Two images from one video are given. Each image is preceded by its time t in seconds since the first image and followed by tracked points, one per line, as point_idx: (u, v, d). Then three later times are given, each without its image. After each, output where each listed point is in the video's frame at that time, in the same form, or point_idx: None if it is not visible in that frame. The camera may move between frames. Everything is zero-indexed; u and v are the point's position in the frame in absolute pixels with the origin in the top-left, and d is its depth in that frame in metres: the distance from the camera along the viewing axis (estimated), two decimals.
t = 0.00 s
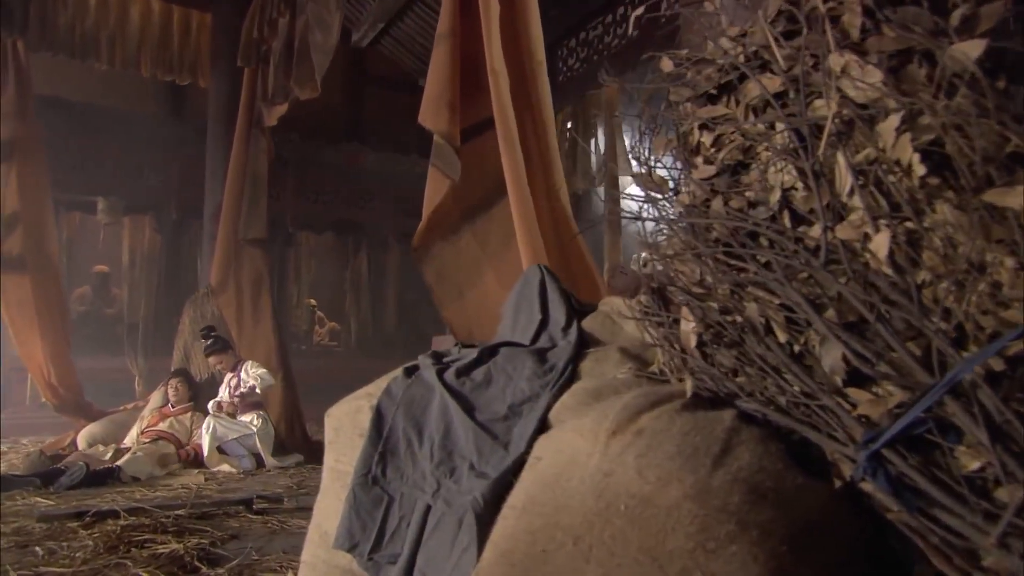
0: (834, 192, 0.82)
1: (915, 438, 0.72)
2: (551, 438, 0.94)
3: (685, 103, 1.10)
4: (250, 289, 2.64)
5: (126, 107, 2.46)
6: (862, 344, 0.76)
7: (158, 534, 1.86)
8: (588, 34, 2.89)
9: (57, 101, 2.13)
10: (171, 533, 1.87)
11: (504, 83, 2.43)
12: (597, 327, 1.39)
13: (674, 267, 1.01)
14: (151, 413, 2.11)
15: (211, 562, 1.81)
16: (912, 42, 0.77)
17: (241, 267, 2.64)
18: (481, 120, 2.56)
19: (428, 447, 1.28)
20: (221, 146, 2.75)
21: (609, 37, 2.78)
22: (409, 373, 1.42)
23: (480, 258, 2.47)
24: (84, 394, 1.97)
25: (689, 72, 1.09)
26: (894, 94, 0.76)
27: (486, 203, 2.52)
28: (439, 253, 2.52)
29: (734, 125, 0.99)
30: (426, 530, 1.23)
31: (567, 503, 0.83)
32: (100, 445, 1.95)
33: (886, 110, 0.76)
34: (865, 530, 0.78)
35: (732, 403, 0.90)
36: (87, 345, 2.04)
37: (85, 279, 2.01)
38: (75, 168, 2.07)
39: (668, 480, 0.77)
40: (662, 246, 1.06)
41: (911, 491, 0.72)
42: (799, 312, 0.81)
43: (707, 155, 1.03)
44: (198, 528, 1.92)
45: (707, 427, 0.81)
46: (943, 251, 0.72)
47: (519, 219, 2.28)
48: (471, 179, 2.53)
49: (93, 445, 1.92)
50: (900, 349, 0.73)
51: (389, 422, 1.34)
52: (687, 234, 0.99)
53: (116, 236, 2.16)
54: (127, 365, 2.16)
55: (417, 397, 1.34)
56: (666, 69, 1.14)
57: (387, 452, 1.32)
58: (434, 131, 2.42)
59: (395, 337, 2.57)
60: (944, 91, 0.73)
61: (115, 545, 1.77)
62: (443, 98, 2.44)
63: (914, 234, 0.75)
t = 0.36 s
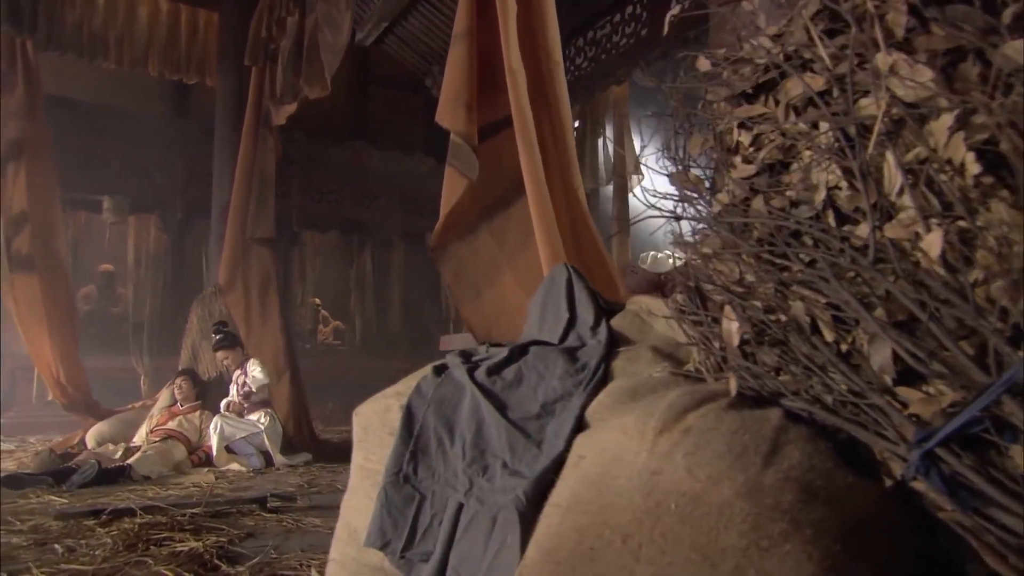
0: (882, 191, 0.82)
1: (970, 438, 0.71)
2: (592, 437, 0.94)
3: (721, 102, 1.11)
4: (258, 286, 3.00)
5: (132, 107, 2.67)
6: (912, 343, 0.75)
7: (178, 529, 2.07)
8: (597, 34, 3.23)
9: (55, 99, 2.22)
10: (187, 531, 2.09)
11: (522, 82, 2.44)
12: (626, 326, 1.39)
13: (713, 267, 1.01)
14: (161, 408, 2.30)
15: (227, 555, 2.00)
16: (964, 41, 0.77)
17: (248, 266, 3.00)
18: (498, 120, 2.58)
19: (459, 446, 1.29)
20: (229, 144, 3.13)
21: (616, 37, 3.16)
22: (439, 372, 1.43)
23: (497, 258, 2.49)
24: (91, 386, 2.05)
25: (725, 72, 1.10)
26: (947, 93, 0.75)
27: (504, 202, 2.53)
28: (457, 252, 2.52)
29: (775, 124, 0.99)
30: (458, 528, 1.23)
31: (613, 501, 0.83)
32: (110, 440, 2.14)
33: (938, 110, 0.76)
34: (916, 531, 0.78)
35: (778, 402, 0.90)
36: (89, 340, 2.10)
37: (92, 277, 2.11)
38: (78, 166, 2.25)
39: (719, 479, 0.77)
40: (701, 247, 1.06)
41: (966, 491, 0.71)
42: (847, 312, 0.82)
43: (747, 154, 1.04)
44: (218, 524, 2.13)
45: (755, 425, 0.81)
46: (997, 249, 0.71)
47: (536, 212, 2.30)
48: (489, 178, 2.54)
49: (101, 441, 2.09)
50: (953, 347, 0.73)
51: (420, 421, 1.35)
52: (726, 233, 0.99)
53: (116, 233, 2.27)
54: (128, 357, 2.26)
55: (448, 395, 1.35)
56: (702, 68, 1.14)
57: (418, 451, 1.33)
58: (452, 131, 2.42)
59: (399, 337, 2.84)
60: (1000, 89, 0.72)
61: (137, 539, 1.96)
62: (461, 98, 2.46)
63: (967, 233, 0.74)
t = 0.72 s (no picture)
0: (931, 192, 0.82)
1: None
2: (635, 437, 0.95)
3: (758, 102, 1.11)
4: (264, 280, 3.84)
5: (134, 106, 3.68)
6: (968, 343, 0.75)
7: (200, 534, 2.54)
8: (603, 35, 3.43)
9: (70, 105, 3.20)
10: (206, 531, 2.57)
11: (539, 81, 2.44)
12: (656, 326, 1.40)
13: (754, 267, 1.02)
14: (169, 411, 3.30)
15: (249, 559, 2.31)
16: (1018, 40, 0.76)
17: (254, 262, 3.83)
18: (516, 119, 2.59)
19: (491, 446, 1.29)
20: (236, 143, 3.95)
21: (624, 35, 3.38)
22: (469, 372, 1.43)
23: (516, 257, 2.49)
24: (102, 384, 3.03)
25: (763, 73, 1.10)
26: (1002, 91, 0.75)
27: (522, 202, 2.53)
28: (474, 252, 2.54)
29: (817, 125, 0.99)
30: (491, 527, 1.24)
31: (661, 500, 0.84)
32: (121, 444, 3.01)
33: (992, 109, 0.75)
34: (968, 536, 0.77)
35: (824, 402, 0.91)
36: (97, 337, 3.15)
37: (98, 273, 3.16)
38: (87, 170, 3.34)
39: (772, 478, 0.77)
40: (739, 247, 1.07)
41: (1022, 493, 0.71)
42: (897, 311, 0.81)
43: (788, 154, 1.04)
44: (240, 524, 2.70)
45: (804, 425, 0.81)
46: None
47: (554, 209, 2.30)
48: (506, 178, 2.55)
49: (110, 443, 2.93)
50: (1010, 347, 0.72)
51: (452, 420, 1.35)
52: (767, 233, 0.99)
53: (118, 232, 3.27)
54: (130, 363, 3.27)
55: (478, 394, 1.36)
56: (740, 69, 1.14)
57: (449, 450, 1.33)
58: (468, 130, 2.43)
59: (402, 338, 3.50)
60: None
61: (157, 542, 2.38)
62: (479, 97, 2.47)
63: None
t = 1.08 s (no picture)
0: (987, 192, 0.82)
1: None
2: (681, 436, 0.95)
3: (799, 102, 1.10)
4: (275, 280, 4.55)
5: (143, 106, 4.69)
6: None
7: (222, 531, 2.63)
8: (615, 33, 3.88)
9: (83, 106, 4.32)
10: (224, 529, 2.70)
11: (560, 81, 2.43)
12: (689, 325, 1.39)
13: (798, 268, 1.02)
14: (183, 408, 4.02)
15: (273, 559, 2.32)
16: None
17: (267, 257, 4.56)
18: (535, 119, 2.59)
19: (527, 446, 1.29)
20: (245, 143, 4.67)
21: (634, 36, 3.78)
22: (502, 372, 1.44)
23: (537, 257, 2.49)
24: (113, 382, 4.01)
25: (804, 72, 1.09)
26: None
27: (542, 201, 2.53)
28: (494, 253, 2.55)
29: (863, 126, 0.98)
30: (528, 526, 1.24)
31: (714, 500, 0.84)
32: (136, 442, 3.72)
33: None
34: None
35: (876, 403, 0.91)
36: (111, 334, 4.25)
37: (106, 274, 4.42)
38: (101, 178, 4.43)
39: (828, 478, 0.77)
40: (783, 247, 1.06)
41: None
42: (952, 311, 0.81)
43: (832, 155, 1.03)
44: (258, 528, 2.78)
45: (859, 424, 0.81)
46: None
47: (576, 208, 2.30)
48: (526, 177, 2.55)
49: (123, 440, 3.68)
50: None
51: (486, 420, 1.35)
52: (812, 233, 0.98)
53: (126, 234, 4.55)
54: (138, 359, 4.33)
55: (513, 394, 1.36)
56: (781, 68, 1.14)
57: (484, 450, 1.33)
58: (490, 129, 2.43)
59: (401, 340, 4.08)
60: None
61: (180, 540, 2.47)
62: (499, 96, 2.47)
63: None
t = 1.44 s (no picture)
0: None
1: None
2: (731, 437, 0.97)
3: (839, 102, 1.10)
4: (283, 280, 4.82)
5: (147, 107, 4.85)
6: None
7: (241, 531, 2.63)
8: (625, 33, 3.99)
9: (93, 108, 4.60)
10: (242, 530, 2.70)
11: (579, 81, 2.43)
12: (722, 326, 1.39)
13: (843, 268, 1.02)
14: (194, 409, 4.10)
15: (294, 558, 2.32)
16: None
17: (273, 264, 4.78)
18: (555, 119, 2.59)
19: (562, 446, 1.29)
20: (256, 143, 4.85)
21: (645, 36, 3.86)
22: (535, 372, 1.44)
23: (558, 257, 2.49)
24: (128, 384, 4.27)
25: (846, 72, 1.09)
26: None
27: (562, 202, 2.53)
28: (514, 253, 2.53)
29: (910, 126, 0.98)
30: (564, 526, 1.24)
31: (769, 500, 0.86)
32: (144, 442, 3.79)
33: None
34: None
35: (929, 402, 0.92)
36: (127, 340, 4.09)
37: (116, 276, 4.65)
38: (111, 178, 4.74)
39: (887, 479, 0.78)
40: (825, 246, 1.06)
41: None
42: (1007, 311, 0.80)
43: (876, 155, 1.03)
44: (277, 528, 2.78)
45: (915, 425, 0.81)
46: None
47: (596, 208, 2.30)
48: (546, 178, 2.56)
49: (132, 442, 3.71)
50: None
51: (520, 420, 1.35)
52: (857, 234, 0.99)
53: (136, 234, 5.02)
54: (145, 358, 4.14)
55: (547, 393, 1.36)
56: (822, 68, 1.14)
57: (518, 450, 1.33)
58: (509, 129, 2.44)
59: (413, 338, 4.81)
60: None
61: (201, 540, 2.47)
62: (520, 97, 2.48)
63: None
